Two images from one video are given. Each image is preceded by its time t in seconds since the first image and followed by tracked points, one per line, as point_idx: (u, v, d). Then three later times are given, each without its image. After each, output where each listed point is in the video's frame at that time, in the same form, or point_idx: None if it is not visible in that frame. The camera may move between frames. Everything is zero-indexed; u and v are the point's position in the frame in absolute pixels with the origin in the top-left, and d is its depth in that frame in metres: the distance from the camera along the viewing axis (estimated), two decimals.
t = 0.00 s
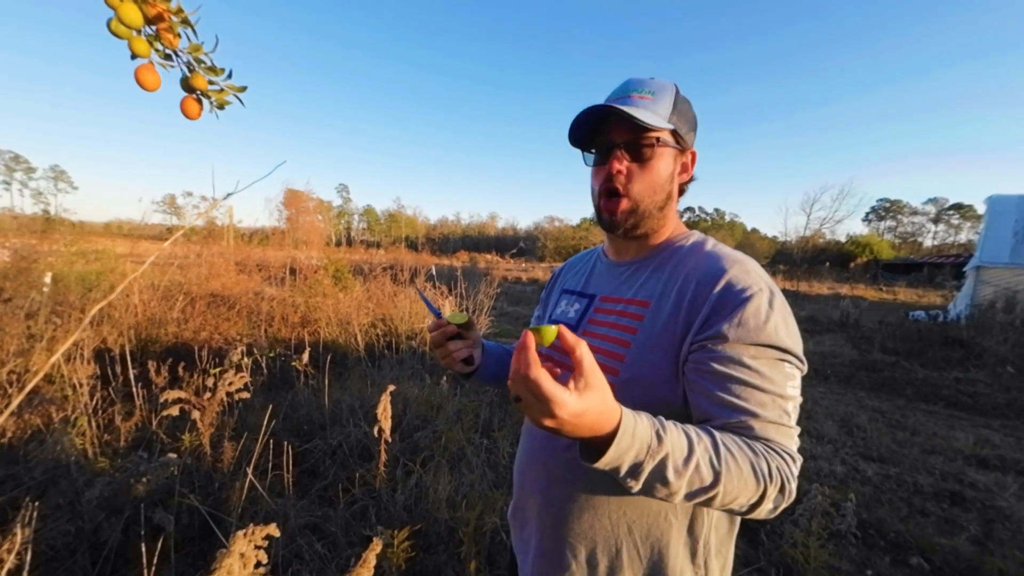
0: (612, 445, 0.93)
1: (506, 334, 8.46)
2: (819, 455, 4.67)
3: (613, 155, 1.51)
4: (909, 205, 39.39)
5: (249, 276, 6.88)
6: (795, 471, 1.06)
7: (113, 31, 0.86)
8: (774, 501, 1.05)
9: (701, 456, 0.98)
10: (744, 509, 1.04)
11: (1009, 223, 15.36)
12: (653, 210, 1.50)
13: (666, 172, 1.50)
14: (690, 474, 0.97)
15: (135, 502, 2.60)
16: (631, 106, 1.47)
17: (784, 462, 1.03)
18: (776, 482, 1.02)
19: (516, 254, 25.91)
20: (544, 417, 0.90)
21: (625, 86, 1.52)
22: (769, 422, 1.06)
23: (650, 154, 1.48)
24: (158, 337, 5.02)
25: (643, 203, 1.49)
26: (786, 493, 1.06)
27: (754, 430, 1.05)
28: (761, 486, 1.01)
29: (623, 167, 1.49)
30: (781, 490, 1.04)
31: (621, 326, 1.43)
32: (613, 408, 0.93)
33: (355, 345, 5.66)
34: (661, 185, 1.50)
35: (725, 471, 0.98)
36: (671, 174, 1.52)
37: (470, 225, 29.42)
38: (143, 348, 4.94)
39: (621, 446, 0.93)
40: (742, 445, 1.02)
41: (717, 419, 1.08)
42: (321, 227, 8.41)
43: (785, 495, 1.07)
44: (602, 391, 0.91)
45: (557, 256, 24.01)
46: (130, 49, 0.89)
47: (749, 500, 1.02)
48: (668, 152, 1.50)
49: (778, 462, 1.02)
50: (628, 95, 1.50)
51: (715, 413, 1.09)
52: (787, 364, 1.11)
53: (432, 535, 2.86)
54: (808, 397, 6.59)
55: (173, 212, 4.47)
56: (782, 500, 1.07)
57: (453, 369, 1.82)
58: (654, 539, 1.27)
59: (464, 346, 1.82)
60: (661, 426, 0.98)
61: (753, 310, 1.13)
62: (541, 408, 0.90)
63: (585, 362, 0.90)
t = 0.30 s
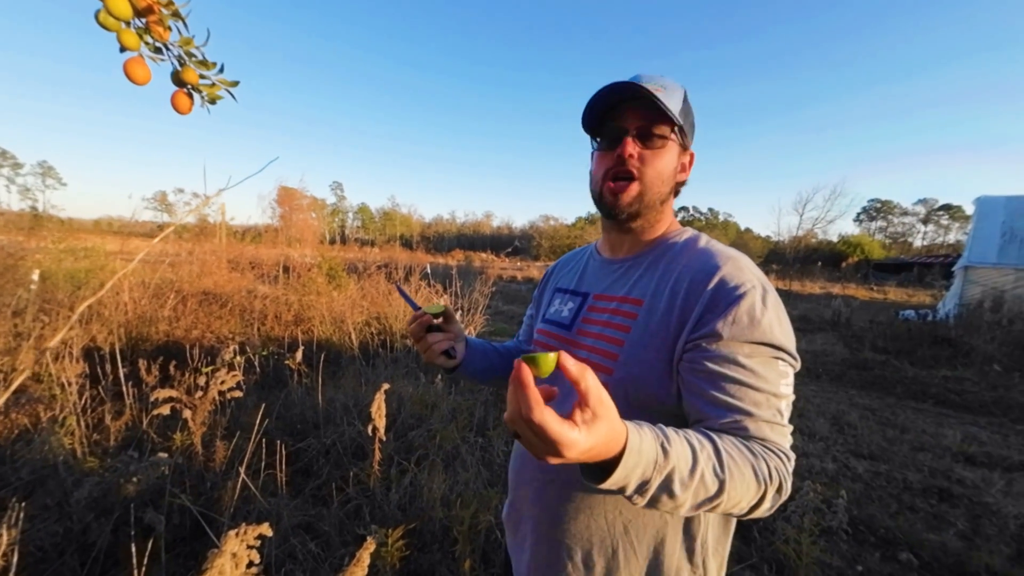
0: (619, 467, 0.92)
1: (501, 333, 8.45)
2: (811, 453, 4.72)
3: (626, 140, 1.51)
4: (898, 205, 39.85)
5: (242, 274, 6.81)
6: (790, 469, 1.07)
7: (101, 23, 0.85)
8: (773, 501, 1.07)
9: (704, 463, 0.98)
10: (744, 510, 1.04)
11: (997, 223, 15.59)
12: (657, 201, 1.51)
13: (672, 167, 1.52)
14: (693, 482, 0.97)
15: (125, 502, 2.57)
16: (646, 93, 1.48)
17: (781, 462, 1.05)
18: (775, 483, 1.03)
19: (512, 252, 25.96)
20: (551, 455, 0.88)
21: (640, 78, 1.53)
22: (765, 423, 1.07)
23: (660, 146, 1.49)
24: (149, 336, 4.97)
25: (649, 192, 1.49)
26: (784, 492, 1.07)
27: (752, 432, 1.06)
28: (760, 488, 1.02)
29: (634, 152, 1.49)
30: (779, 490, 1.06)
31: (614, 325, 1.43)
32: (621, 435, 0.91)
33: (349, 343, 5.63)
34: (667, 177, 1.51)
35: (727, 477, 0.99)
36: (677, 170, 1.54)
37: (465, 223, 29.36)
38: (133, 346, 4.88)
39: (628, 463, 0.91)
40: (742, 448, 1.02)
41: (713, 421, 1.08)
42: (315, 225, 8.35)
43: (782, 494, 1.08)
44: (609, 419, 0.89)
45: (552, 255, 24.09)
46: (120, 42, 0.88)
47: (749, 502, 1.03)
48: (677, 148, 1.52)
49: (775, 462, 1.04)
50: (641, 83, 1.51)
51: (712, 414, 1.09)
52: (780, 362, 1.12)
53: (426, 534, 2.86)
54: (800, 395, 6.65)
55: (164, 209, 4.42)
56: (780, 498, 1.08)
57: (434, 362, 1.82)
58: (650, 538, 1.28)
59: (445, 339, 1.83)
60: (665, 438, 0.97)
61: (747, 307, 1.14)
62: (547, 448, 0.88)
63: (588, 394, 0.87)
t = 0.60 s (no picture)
0: (619, 478, 0.91)
1: (497, 332, 8.44)
2: (804, 451, 4.76)
3: (620, 151, 1.51)
4: (888, 205, 40.30)
5: (235, 273, 6.75)
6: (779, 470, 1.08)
7: (87, 17, 0.84)
8: (763, 501, 1.08)
9: (699, 467, 0.99)
10: (736, 511, 1.05)
11: (986, 224, 15.81)
12: (656, 207, 1.52)
13: (667, 170, 1.54)
14: (689, 487, 0.97)
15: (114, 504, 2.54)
16: (638, 100, 1.46)
17: (771, 464, 1.05)
18: (765, 485, 1.04)
19: (506, 252, 25.94)
20: (556, 478, 0.87)
21: (623, 80, 1.50)
22: (754, 424, 1.07)
23: (654, 152, 1.50)
24: (140, 335, 4.91)
25: (648, 200, 1.50)
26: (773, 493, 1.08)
27: (743, 435, 1.06)
28: (751, 491, 1.03)
29: (629, 164, 1.50)
30: (769, 492, 1.06)
31: (606, 325, 1.44)
32: (624, 448, 0.91)
33: (343, 343, 5.60)
34: (664, 181, 1.53)
35: (720, 481, 0.99)
36: (671, 171, 1.56)
37: (460, 222, 29.29)
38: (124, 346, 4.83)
39: (629, 473, 0.91)
40: (734, 450, 1.03)
41: (703, 421, 1.09)
42: (309, 224, 8.30)
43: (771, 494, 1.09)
44: (610, 434, 0.89)
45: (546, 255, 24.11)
46: (106, 37, 0.87)
47: (740, 504, 1.04)
48: (670, 150, 1.53)
49: (765, 463, 1.04)
50: (630, 88, 1.48)
51: (702, 415, 1.10)
52: (769, 361, 1.13)
53: (421, 534, 2.84)
54: (792, 394, 6.70)
55: (156, 207, 4.37)
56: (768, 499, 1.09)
57: (429, 367, 1.81)
58: (641, 538, 1.29)
59: (439, 343, 1.82)
60: (663, 445, 0.97)
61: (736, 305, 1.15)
62: (551, 470, 0.87)
63: (592, 411, 0.87)
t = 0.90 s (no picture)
0: (590, 484, 0.92)
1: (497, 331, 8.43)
2: (802, 450, 4.77)
3: (605, 160, 1.51)
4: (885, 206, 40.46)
5: (233, 272, 6.72)
6: (763, 480, 1.08)
7: (77, 15, 0.84)
8: (744, 510, 1.08)
9: (675, 476, 0.99)
10: (715, 519, 1.06)
11: (983, 223, 15.89)
12: (647, 213, 1.52)
13: (657, 175, 1.53)
14: (666, 495, 0.98)
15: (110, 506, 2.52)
16: (623, 107, 1.45)
17: (752, 474, 1.05)
18: (745, 494, 1.04)
19: (505, 251, 25.92)
20: (520, 479, 0.88)
21: (610, 85, 1.49)
22: (737, 434, 1.07)
23: (642, 158, 1.49)
24: (137, 335, 4.89)
25: (637, 207, 1.50)
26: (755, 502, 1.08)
27: (724, 444, 1.06)
28: (730, 500, 1.03)
29: (615, 174, 1.51)
30: (750, 501, 1.07)
31: (601, 329, 1.44)
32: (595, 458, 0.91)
33: (342, 342, 5.58)
34: (654, 189, 1.52)
35: (697, 490, 1.00)
36: (662, 175, 1.54)
37: (459, 221, 29.25)
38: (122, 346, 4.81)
39: (598, 480, 0.91)
40: (714, 459, 1.03)
41: (688, 430, 1.09)
42: (308, 223, 8.27)
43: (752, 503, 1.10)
44: (581, 444, 0.90)
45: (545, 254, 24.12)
46: (97, 34, 0.87)
47: (719, 513, 1.04)
48: (660, 154, 1.52)
49: (747, 473, 1.05)
50: (617, 92, 1.48)
51: (687, 423, 1.10)
52: (760, 369, 1.12)
53: (418, 535, 2.83)
54: (790, 393, 6.71)
55: (154, 206, 4.35)
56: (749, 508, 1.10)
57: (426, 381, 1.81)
58: (636, 542, 1.28)
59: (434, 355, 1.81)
60: (638, 452, 0.97)
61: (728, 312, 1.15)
62: (515, 471, 0.89)
63: (563, 418, 0.88)
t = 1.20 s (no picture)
0: (568, 488, 1.04)
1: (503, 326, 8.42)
2: (811, 447, 4.73)
3: (612, 165, 1.53)
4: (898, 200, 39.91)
5: (241, 267, 6.77)
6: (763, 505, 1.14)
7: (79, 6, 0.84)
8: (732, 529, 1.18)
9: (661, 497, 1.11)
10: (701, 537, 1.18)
11: (999, 217, 15.61)
12: (659, 217, 1.50)
13: (669, 175, 1.50)
14: (652, 513, 1.11)
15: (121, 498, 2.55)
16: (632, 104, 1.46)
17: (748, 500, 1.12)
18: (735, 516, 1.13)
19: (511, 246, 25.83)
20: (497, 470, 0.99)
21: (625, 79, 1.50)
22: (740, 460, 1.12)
23: (650, 161, 1.48)
24: (147, 330, 4.95)
25: (647, 211, 1.49)
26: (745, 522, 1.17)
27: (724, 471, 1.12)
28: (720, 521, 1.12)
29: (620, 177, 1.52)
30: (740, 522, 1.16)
31: (622, 342, 1.46)
32: (566, 456, 1.02)
33: (348, 337, 5.61)
34: (664, 191, 1.50)
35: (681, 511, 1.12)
36: (677, 176, 1.52)
37: (465, 216, 29.23)
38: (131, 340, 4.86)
39: (576, 487, 1.03)
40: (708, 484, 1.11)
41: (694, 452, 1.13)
42: (314, 218, 8.29)
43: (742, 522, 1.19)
44: (554, 445, 1.00)
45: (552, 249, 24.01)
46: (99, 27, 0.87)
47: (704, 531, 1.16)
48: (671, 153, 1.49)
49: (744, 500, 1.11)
50: (629, 85, 1.49)
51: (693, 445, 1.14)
52: (783, 395, 1.12)
53: (424, 529, 2.85)
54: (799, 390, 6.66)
55: (162, 201, 4.38)
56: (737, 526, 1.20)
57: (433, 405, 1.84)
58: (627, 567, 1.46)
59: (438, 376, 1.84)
60: (623, 469, 1.10)
61: (755, 334, 1.14)
62: (493, 462, 0.99)
63: (540, 418, 0.98)
